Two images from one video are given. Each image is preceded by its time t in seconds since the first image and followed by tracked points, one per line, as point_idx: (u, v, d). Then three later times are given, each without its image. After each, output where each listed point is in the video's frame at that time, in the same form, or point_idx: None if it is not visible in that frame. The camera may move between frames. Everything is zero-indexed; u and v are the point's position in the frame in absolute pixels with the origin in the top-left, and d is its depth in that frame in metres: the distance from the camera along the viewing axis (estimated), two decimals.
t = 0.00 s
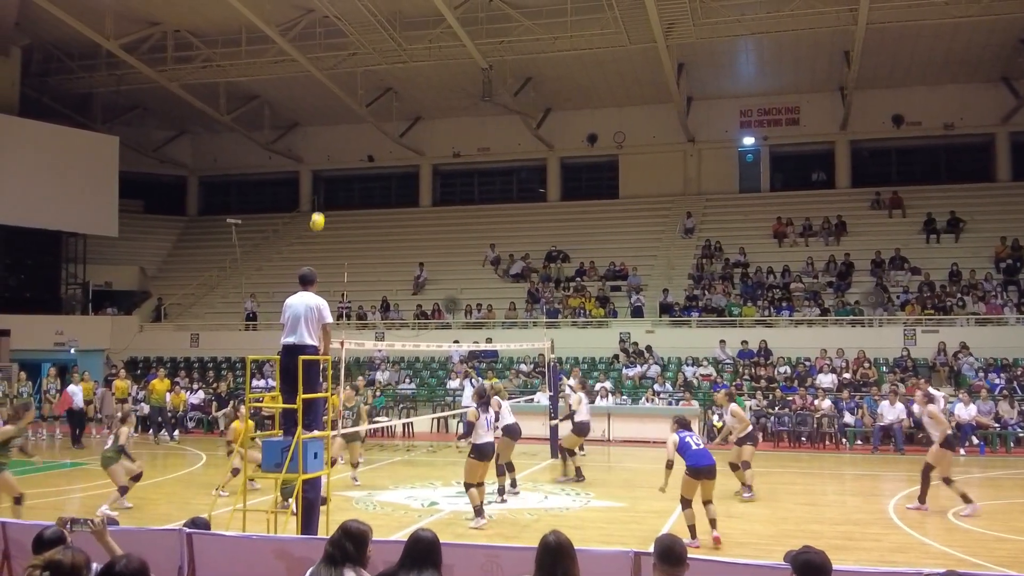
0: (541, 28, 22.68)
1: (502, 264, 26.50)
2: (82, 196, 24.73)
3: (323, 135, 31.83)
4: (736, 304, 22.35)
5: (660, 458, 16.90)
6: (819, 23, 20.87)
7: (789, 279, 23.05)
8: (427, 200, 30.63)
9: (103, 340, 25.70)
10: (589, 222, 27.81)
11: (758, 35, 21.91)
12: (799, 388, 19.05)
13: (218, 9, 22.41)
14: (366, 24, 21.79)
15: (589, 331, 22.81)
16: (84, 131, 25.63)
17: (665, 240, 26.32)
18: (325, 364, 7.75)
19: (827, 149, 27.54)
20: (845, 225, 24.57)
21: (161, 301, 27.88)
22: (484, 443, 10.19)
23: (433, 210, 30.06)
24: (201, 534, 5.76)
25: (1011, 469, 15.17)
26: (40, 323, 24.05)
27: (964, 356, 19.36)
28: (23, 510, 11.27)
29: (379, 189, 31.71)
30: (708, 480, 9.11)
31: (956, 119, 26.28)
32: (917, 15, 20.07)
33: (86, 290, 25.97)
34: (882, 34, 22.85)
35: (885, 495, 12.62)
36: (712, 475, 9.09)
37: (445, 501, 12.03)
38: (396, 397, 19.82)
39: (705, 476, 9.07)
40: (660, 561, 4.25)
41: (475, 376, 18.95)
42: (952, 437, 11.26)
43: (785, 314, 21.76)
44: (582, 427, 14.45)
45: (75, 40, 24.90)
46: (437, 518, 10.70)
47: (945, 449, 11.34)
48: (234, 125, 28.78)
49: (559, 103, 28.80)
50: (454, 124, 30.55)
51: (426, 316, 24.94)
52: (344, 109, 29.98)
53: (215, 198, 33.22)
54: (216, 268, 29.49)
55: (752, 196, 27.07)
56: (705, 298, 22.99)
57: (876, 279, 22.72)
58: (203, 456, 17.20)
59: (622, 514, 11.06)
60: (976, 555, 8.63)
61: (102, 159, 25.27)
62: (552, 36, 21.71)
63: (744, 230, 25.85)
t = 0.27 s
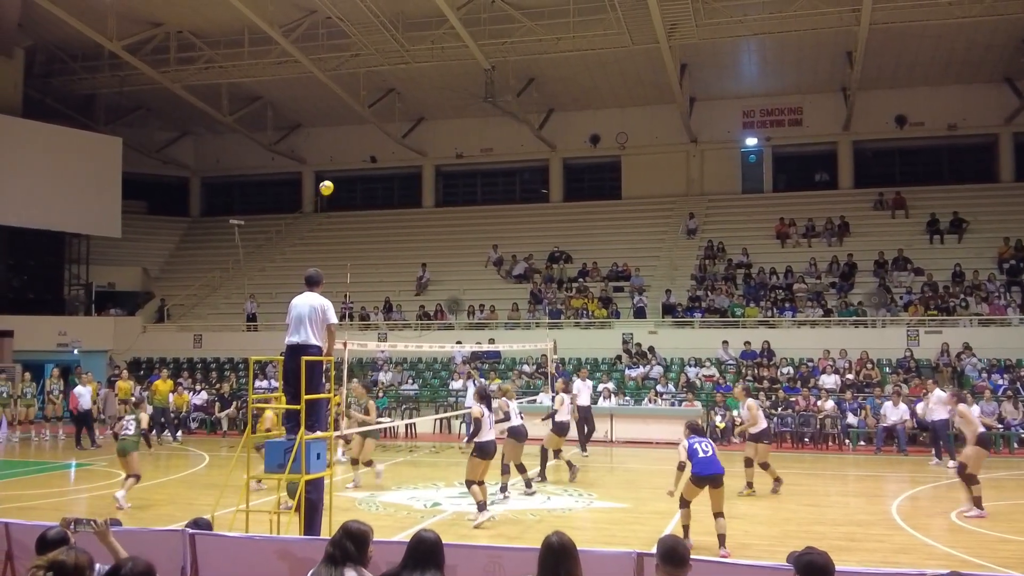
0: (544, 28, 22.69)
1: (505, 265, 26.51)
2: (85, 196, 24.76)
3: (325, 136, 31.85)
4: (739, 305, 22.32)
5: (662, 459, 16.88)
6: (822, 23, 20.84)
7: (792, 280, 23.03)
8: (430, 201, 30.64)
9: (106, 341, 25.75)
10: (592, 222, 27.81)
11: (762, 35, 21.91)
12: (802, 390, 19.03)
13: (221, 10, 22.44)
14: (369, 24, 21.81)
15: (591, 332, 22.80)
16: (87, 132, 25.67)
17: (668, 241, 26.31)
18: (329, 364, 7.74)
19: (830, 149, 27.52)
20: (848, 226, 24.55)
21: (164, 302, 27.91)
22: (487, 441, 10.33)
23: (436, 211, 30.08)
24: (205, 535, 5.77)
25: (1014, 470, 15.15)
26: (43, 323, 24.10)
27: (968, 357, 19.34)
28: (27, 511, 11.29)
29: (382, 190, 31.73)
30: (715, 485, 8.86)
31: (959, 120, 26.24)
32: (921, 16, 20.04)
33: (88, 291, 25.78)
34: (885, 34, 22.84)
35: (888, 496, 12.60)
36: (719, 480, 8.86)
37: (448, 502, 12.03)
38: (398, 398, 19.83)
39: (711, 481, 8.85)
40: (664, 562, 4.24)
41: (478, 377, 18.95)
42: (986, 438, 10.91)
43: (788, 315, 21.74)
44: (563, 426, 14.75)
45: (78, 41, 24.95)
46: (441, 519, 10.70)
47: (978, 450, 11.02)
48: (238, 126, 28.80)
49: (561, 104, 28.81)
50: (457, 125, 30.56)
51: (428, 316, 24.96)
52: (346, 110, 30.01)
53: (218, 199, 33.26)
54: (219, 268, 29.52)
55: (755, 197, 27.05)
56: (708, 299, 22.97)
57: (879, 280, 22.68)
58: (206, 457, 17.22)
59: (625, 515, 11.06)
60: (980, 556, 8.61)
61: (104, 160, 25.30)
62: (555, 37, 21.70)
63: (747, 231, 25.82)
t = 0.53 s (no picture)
0: (546, 29, 22.71)
1: (508, 266, 26.52)
2: (88, 197, 24.78)
3: (328, 137, 31.87)
4: (741, 306, 22.29)
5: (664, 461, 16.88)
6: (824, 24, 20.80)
7: (795, 281, 23.00)
8: (432, 202, 30.65)
9: (109, 342, 25.80)
10: (594, 223, 27.81)
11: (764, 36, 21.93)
12: (805, 390, 19.00)
13: (224, 11, 22.46)
14: (371, 25, 21.81)
15: (594, 332, 22.80)
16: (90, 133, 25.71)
17: (670, 242, 26.30)
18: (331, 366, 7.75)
19: (833, 150, 27.50)
20: (850, 226, 24.53)
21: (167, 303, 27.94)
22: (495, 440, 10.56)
23: (438, 212, 30.09)
24: (208, 536, 5.77)
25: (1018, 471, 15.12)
26: (47, 324, 24.15)
27: (970, 357, 19.33)
28: (30, 512, 11.31)
29: (384, 191, 31.75)
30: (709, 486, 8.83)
31: (963, 120, 26.20)
32: (924, 16, 20.00)
33: (91, 291, 25.88)
34: (887, 35, 22.81)
35: (891, 497, 12.59)
36: (713, 480, 8.84)
37: (451, 503, 12.04)
38: (401, 398, 19.85)
39: (704, 481, 8.83)
40: (666, 563, 4.24)
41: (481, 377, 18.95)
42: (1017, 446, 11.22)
43: (791, 315, 21.71)
44: (559, 423, 14.75)
45: (81, 42, 25.00)
46: (443, 520, 10.70)
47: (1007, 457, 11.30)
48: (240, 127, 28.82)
49: (564, 105, 28.82)
50: (459, 126, 30.56)
51: (431, 317, 24.98)
52: (349, 111, 30.02)
53: (220, 200, 33.30)
54: (222, 269, 29.55)
55: (758, 198, 27.04)
56: (710, 300, 22.95)
57: (882, 280, 22.67)
58: (209, 457, 17.25)
59: (627, 516, 11.07)
60: (983, 557, 8.59)
61: (107, 160, 25.33)
62: (557, 38, 21.68)
63: (750, 232, 25.80)
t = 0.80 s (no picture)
0: (548, 31, 22.75)
1: (509, 267, 26.53)
2: (90, 198, 24.82)
3: (330, 138, 31.90)
4: (743, 307, 22.27)
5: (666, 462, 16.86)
6: (826, 25, 20.81)
7: (797, 282, 22.98)
8: (434, 203, 30.67)
9: (111, 343, 25.87)
10: (595, 224, 27.80)
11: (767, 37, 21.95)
12: (807, 392, 18.98)
13: (226, 12, 22.49)
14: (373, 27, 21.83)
15: (595, 333, 22.80)
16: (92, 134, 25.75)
17: (672, 243, 26.29)
18: (331, 366, 7.74)
19: (835, 151, 27.49)
20: (852, 227, 24.51)
21: (169, 304, 27.94)
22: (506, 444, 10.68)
23: (440, 213, 30.11)
24: (209, 537, 5.78)
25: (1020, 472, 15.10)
26: (50, 326, 24.20)
27: (973, 358, 19.30)
28: (33, 512, 11.33)
29: (386, 192, 31.77)
30: (702, 487, 8.79)
31: (964, 121, 26.18)
32: (926, 17, 20.00)
33: (95, 293, 26.03)
34: (889, 36, 22.82)
35: (893, 498, 12.57)
36: (705, 481, 8.79)
37: (453, 504, 12.03)
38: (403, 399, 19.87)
39: (697, 482, 8.79)
40: (668, 565, 4.24)
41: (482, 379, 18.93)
42: None
43: (792, 317, 21.70)
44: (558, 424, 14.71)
45: (84, 44, 25.04)
46: (445, 521, 10.70)
47: None
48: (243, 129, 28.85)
49: (565, 106, 28.83)
50: (461, 127, 30.58)
51: (432, 318, 24.99)
52: (351, 112, 30.05)
53: (223, 201, 33.34)
54: (224, 270, 29.59)
55: (760, 199, 27.03)
56: (712, 301, 22.94)
57: (884, 281, 22.65)
58: (211, 458, 17.28)
59: (629, 516, 11.06)
60: (985, 559, 8.57)
61: (109, 162, 25.37)
62: (559, 40, 21.70)
63: (752, 233, 25.79)
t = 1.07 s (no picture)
0: (550, 32, 22.77)
1: (511, 268, 26.52)
2: (93, 199, 24.86)
3: (332, 139, 31.92)
4: (746, 308, 22.24)
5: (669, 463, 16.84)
6: (828, 26, 20.81)
7: (799, 283, 22.95)
8: (436, 204, 30.67)
9: (113, 345, 25.91)
10: (597, 225, 27.79)
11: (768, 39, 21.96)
12: (809, 393, 18.96)
13: (228, 14, 22.52)
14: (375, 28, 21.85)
15: (597, 335, 22.80)
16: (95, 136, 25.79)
17: (674, 244, 26.27)
18: (332, 368, 7.75)
19: (837, 152, 27.47)
20: (855, 229, 24.49)
21: (172, 305, 27.96)
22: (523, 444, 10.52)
23: (442, 214, 30.12)
24: (212, 538, 5.78)
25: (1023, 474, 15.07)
26: (52, 327, 24.25)
27: (975, 360, 19.28)
28: (36, 513, 11.33)
29: (388, 193, 31.78)
30: (704, 488, 8.76)
31: (967, 122, 26.15)
32: (928, 18, 19.98)
33: (97, 294, 26.04)
34: (891, 37, 22.81)
35: (895, 500, 12.55)
36: (707, 481, 8.76)
37: (455, 505, 12.03)
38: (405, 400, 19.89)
39: (699, 484, 8.77)
40: (670, 565, 4.24)
41: (484, 380, 18.92)
42: None
43: (795, 318, 21.69)
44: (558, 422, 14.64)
45: (87, 45, 25.09)
46: (447, 522, 10.70)
47: None
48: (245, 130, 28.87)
49: (567, 108, 28.84)
50: (463, 128, 30.58)
51: (434, 320, 25.01)
52: (352, 114, 30.07)
53: (225, 202, 33.37)
54: (226, 271, 29.60)
55: (762, 200, 27.02)
56: (714, 302, 22.92)
57: (886, 282, 22.63)
58: (213, 459, 17.29)
59: (631, 518, 11.06)
60: (988, 560, 8.56)
61: (112, 163, 25.40)
62: (561, 41, 21.70)
63: (754, 234, 25.78)
